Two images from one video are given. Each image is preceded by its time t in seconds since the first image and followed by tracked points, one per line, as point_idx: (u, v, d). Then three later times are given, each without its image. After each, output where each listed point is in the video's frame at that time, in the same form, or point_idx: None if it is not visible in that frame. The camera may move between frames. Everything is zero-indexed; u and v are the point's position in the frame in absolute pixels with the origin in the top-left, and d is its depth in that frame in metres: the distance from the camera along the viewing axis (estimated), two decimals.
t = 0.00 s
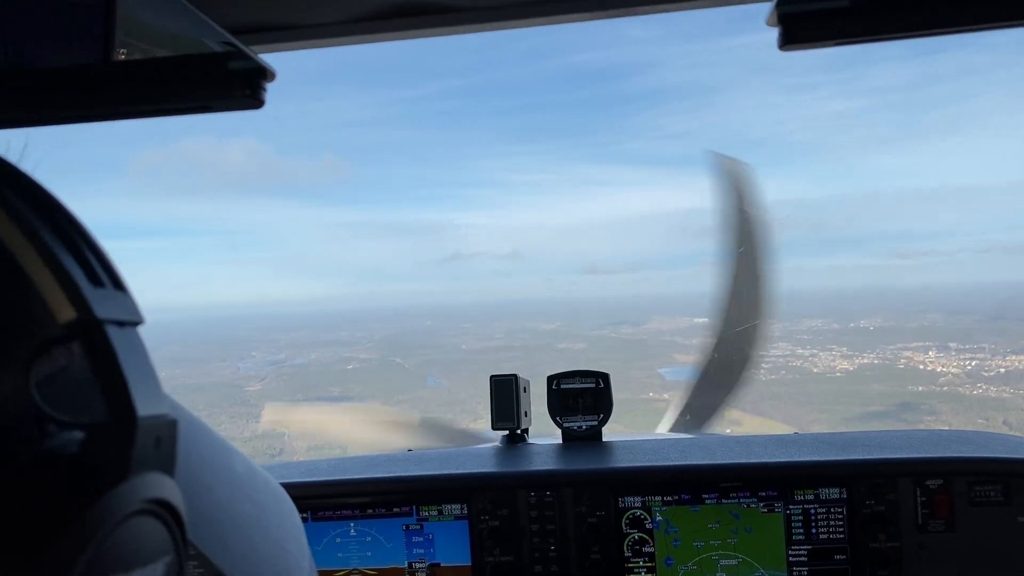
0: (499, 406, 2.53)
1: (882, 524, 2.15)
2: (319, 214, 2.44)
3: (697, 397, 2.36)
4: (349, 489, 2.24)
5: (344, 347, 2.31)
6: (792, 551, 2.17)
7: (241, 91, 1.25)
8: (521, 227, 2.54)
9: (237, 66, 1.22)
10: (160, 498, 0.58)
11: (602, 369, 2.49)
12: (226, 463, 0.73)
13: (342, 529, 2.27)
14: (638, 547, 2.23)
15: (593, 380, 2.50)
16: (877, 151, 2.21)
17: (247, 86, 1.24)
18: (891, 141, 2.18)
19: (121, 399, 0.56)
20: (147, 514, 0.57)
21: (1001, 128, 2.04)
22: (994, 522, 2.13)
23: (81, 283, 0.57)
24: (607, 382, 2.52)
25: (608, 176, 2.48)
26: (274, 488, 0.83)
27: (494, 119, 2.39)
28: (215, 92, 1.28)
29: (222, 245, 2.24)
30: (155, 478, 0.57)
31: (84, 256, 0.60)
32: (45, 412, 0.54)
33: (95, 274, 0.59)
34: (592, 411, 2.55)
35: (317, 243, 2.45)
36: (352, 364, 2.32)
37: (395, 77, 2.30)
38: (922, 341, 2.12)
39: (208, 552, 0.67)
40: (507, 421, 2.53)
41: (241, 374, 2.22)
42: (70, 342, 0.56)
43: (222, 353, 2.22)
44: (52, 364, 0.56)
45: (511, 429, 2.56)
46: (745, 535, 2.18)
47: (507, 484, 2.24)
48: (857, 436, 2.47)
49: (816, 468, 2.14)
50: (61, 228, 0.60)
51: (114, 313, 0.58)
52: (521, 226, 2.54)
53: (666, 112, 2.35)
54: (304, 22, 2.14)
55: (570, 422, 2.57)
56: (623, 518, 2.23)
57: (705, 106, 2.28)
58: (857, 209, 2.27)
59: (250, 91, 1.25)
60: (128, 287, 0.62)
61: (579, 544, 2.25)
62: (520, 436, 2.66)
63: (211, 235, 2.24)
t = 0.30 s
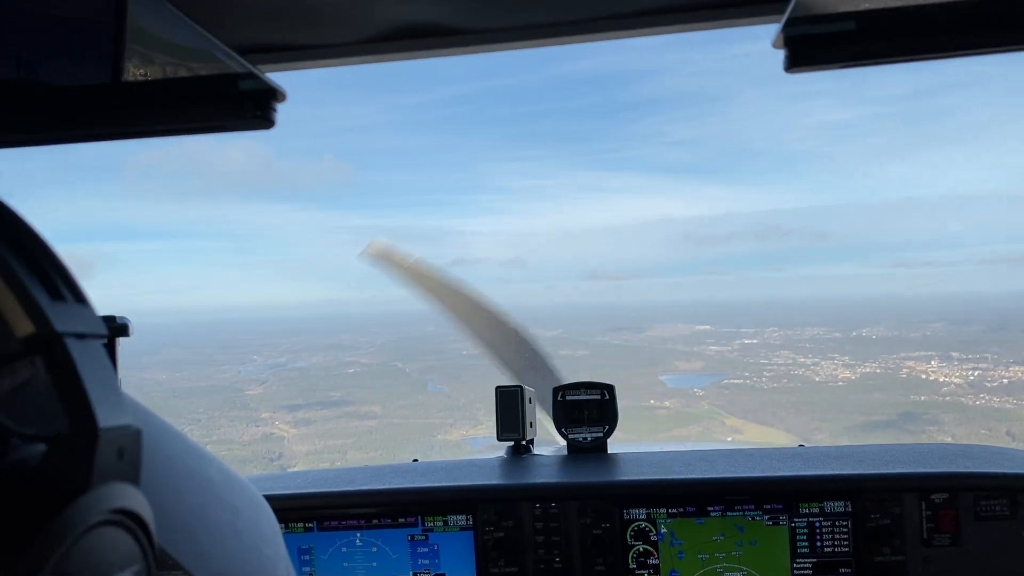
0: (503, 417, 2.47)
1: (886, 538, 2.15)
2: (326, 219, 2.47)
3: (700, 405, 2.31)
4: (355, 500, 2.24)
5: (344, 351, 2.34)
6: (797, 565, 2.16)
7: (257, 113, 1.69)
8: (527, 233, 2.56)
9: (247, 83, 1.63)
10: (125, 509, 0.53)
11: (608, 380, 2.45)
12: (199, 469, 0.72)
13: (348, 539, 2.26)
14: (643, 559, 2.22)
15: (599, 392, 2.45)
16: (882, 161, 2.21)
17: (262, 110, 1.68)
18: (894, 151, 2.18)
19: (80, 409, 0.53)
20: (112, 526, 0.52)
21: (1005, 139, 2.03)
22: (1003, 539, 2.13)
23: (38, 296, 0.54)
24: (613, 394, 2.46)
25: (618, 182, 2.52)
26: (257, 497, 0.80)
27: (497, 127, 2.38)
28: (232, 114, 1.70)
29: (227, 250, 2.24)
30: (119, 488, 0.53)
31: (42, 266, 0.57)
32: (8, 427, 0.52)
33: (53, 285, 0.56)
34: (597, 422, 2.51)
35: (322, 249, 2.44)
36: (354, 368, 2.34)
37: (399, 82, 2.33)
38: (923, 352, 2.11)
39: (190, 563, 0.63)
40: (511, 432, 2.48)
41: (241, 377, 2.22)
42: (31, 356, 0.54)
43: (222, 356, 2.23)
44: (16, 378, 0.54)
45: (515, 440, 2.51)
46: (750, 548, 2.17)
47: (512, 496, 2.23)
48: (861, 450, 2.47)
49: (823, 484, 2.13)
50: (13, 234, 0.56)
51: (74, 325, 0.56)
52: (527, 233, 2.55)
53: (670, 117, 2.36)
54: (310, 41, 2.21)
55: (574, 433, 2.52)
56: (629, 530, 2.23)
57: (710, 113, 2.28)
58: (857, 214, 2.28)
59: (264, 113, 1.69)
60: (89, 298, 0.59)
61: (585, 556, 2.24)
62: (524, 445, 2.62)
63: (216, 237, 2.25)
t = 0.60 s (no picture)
0: (506, 428, 2.46)
1: (887, 555, 2.14)
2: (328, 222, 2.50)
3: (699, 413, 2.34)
4: (356, 509, 2.23)
5: (341, 356, 2.31)
6: None
7: (264, 128, 1.81)
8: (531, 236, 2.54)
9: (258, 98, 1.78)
10: (141, 525, 0.53)
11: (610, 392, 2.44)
12: (207, 480, 0.72)
13: (348, 547, 2.25)
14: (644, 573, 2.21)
15: (601, 404, 2.45)
16: (882, 174, 2.22)
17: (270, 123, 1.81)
18: (899, 160, 2.17)
19: (98, 425, 0.52)
20: (127, 541, 0.52)
21: (1005, 152, 2.01)
22: (1005, 558, 2.12)
23: (56, 312, 0.53)
24: (616, 406, 2.45)
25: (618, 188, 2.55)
26: (263, 506, 0.80)
27: (498, 131, 2.41)
28: (241, 128, 1.82)
29: (227, 253, 2.22)
30: (135, 505, 0.53)
31: (60, 281, 0.55)
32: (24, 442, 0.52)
33: (71, 301, 0.55)
34: (600, 434, 2.50)
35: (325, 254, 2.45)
36: (352, 373, 2.34)
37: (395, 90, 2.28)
38: (924, 361, 2.10)
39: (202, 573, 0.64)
40: (514, 442, 2.47)
41: (239, 381, 2.22)
42: (48, 370, 0.53)
43: (222, 358, 2.21)
44: (32, 391, 0.53)
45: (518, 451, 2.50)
46: (751, 563, 2.16)
47: (513, 509, 2.23)
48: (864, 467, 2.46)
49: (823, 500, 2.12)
50: (34, 250, 0.55)
51: (92, 341, 0.54)
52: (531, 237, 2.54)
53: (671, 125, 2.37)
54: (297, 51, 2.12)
55: (577, 445, 2.52)
56: (629, 543, 2.22)
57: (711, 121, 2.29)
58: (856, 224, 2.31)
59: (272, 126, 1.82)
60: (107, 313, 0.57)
61: (585, 570, 2.23)
62: (528, 458, 2.62)
63: (217, 239, 2.24)
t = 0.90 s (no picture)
0: (517, 436, 2.51)
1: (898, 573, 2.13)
2: (322, 228, 2.45)
3: (696, 424, 2.32)
4: (363, 514, 2.24)
5: (342, 362, 2.31)
6: None
7: (290, 132, 2.08)
8: (523, 247, 2.52)
9: (282, 104, 2.03)
10: (150, 523, 0.51)
11: (621, 404, 2.50)
12: (215, 480, 0.69)
13: (356, 552, 2.26)
14: None
15: (612, 414, 2.51)
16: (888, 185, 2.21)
17: (293, 128, 2.08)
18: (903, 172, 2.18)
19: (110, 419, 0.50)
20: (136, 541, 0.49)
21: (1007, 164, 2.06)
22: None
23: (64, 299, 0.51)
24: (626, 417, 2.52)
25: (615, 198, 2.51)
26: (269, 508, 0.78)
27: (499, 141, 2.41)
28: (267, 130, 2.07)
29: (232, 257, 2.23)
30: (146, 503, 0.50)
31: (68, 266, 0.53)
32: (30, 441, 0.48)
33: (80, 290, 0.53)
34: (610, 445, 2.55)
35: (325, 259, 2.42)
36: (350, 380, 2.31)
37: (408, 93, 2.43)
38: (923, 374, 2.11)
39: None
40: (525, 451, 2.53)
41: (235, 387, 2.20)
42: (56, 363, 0.50)
43: (219, 365, 2.22)
44: (41, 388, 0.49)
45: (529, 460, 2.56)
46: None
47: (525, 517, 2.21)
48: (875, 484, 2.46)
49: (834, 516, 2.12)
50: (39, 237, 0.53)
51: (102, 335, 0.52)
52: (523, 247, 2.52)
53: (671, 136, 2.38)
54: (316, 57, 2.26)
55: (588, 455, 2.57)
56: (638, 554, 2.21)
57: (715, 132, 2.32)
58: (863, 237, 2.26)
59: (296, 133, 2.07)
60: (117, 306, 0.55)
61: None
62: (538, 467, 2.62)
63: (223, 244, 2.25)
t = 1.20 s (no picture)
0: (528, 434, 2.51)
1: None
2: (320, 232, 2.43)
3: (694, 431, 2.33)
4: (374, 509, 2.24)
5: (338, 366, 2.30)
6: None
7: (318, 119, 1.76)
8: (524, 251, 2.52)
9: (310, 91, 1.72)
10: (176, 496, 0.59)
11: (635, 406, 2.47)
12: (237, 465, 0.69)
13: (364, 547, 2.25)
14: None
15: (625, 416, 2.48)
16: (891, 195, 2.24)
17: (323, 116, 1.76)
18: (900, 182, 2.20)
19: (142, 396, 0.58)
20: (161, 514, 0.58)
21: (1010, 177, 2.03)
22: None
23: (103, 281, 0.59)
24: (639, 419, 2.49)
25: (616, 205, 2.51)
26: (289, 497, 0.77)
27: (500, 146, 2.45)
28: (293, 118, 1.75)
29: (231, 260, 2.15)
30: (172, 477, 0.59)
31: (107, 254, 0.62)
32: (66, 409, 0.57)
33: (118, 273, 0.61)
34: (621, 447, 2.51)
35: (325, 262, 2.41)
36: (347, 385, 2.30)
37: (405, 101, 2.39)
38: (923, 385, 2.12)
39: (223, 558, 0.64)
40: (535, 451, 2.53)
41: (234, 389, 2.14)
42: (93, 340, 0.58)
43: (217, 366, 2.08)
44: (72, 361, 0.57)
45: (539, 459, 2.55)
46: None
47: (536, 514, 2.21)
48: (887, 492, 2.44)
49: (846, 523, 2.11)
50: (83, 225, 0.61)
51: (135, 311, 0.61)
52: (525, 251, 2.52)
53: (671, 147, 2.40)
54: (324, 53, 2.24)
55: (598, 457, 2.54)
56: (647, 557, 2.20)
57: (715, 140, 2.33)
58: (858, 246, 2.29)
59: (325, 120, 1.77)
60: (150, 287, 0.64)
61: None
62: (548, 467, 2.60)
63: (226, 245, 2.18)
